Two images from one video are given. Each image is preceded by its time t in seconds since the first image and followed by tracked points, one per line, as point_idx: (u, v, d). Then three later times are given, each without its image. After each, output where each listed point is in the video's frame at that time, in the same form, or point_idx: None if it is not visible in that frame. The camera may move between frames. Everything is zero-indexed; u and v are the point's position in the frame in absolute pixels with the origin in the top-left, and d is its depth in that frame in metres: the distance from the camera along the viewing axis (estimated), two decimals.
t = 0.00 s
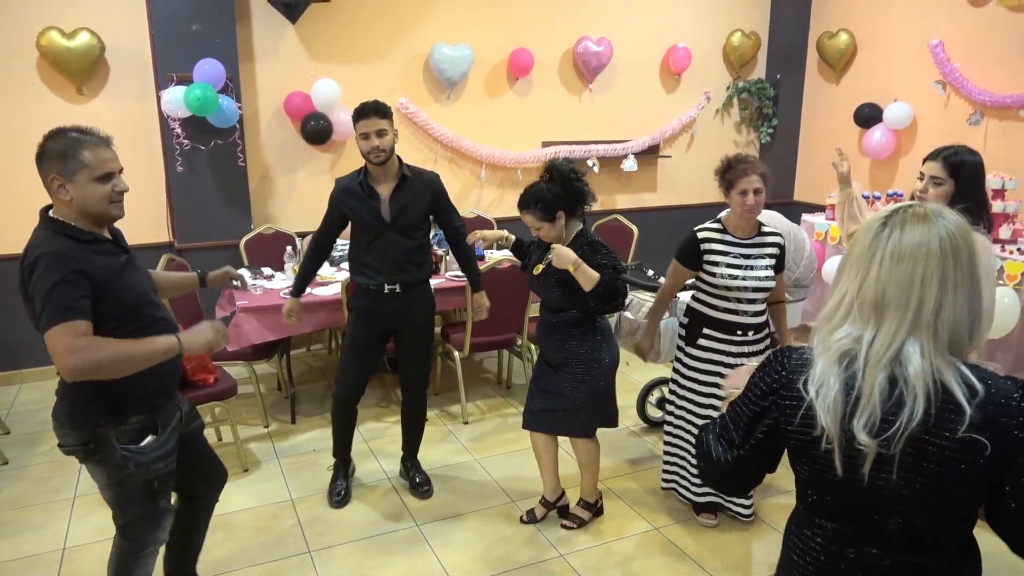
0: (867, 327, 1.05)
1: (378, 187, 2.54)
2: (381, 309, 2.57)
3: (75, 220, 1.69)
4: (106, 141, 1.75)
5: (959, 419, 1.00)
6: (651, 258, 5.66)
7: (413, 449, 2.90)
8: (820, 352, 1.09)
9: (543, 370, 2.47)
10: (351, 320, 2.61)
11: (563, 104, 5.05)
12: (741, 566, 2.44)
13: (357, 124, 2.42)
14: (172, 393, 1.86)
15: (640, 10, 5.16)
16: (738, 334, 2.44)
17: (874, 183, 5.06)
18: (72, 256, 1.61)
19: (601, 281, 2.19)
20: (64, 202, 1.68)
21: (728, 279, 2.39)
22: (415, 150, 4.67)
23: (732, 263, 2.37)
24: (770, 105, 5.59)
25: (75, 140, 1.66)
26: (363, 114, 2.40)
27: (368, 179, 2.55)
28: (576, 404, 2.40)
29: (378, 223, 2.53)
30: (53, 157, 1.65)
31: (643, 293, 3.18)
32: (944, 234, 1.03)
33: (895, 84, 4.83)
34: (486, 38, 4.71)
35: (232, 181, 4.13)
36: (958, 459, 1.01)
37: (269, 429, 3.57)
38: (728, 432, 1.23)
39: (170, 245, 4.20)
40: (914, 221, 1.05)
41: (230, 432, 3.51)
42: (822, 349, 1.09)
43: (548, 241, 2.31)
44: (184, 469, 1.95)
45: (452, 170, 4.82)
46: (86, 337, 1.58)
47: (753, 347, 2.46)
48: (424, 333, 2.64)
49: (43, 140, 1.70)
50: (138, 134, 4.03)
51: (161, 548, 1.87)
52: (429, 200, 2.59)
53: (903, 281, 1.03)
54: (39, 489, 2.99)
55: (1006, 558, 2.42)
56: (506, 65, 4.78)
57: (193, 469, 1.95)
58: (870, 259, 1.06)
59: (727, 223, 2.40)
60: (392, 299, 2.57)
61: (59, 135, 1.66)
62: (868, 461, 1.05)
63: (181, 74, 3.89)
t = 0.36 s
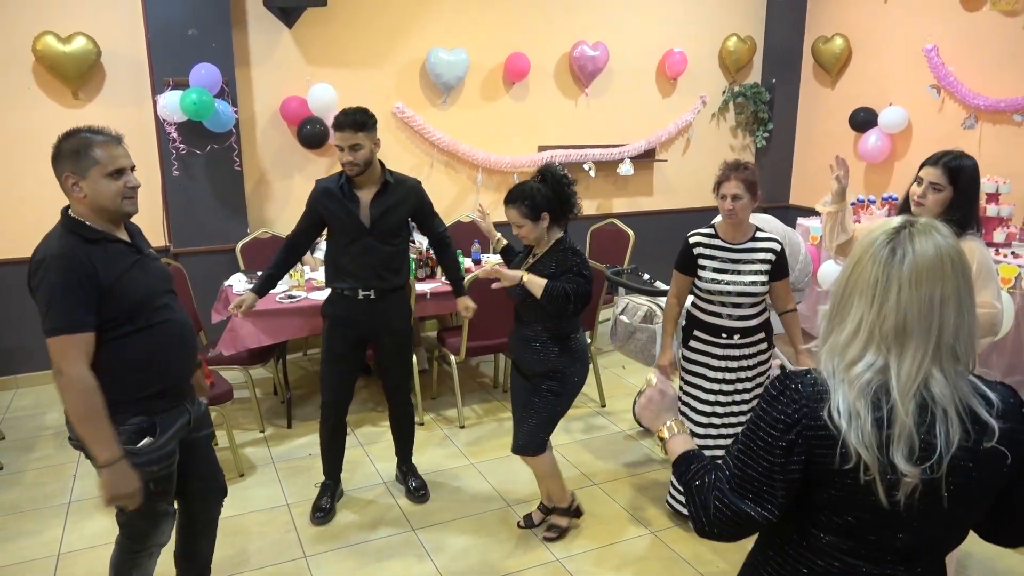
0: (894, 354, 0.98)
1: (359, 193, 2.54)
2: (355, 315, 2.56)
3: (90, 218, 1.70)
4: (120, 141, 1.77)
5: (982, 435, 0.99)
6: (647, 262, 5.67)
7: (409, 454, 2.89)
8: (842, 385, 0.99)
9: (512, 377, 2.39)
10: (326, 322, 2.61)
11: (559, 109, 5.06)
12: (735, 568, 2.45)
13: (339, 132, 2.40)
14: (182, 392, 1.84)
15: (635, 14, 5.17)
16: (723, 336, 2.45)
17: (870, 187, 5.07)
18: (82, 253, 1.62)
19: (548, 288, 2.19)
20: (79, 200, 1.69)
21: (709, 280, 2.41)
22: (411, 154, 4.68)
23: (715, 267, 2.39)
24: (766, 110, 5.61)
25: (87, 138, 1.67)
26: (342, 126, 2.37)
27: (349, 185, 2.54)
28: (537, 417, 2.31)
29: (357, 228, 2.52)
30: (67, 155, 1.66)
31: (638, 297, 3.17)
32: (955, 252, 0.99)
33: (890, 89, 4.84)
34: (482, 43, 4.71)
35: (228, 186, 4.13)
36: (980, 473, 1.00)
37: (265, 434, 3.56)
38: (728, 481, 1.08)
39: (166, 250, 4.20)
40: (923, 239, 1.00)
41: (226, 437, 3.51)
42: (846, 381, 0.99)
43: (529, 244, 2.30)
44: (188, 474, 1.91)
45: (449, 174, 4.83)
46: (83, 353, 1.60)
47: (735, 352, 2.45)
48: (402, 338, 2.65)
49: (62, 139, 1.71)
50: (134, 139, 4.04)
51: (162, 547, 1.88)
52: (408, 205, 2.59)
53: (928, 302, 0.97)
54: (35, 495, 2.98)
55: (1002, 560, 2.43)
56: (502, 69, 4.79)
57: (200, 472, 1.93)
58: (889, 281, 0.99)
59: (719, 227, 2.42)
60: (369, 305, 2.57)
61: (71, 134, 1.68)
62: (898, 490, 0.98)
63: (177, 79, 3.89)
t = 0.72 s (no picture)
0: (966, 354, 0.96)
1: (335, 205, 2.50)
2: (331, 323, 2.55)
3: (90, 221, 1.68)
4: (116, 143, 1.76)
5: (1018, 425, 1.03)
6: (645, 264, 5.66)
7: (407, 458, 2.88)
8: (915, 391, 0.96)
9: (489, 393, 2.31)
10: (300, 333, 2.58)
11: (556, 111, 5.05)
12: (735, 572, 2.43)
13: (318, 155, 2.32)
14: (173, 396, 1.82)
15: (632, 17, 5.17)
16: (700, 333, 2.47)
17: (867, 188, 5.07)
18: (71, 258, 1.61)
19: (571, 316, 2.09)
20: (79, 203, 1.67)
21: (693, 277, 2.45)
22: (408, 158, 4.67)
23: (699, 262, 2.42)
24: (763, 112, 5.61)
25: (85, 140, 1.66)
26: (328, 158, 2.31)
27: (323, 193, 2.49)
28: (515, 432, 2.21)
29: (333, 238, 2.50)
30: (65, 157, 1.65)
31: (637, 300, 3.17)
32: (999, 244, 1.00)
33: (887, 90, 4.84)
34: (478, 46, 4.71)
35: (225, 190, 4.12)
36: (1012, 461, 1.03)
37: (263, 439, 3.55)
38: (766, 473, 1.05)
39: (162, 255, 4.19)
40: (977, 231, 0.99)
41: (224, 442, 3.49)
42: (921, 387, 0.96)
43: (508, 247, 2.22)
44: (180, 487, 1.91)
45: (445, 177, 4.82)
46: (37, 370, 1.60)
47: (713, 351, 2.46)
48: (376, 343, 2.63)
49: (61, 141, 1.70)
50: (130, 144, 4.02)
51: (157, 556, 1.83)
52: (376, 217, 2.57)
53: (989, 295, 0.97)
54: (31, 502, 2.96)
55: (1003, 562, 2.42)
56: (499, 72, 4.78)
57: (191, 477, 1.91)
58: (960, 279, 0.96)
59: (713, 229, 2.43)
60: (345, 314, 2.55)
61: (66, 137, 1.67)
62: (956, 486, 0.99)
63: (173, 83, 3.88)
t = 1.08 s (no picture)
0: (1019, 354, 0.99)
1: (325, 211, 2.50)
2: (318, 329, 2.54)
3: (75, 229, 1.70)
4: (98, 151, 1.77)
5: None
6: (642, 266, 5.65)
7: (404, 462, 2.86)
8: (991, 399, 0.96)
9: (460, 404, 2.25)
10: (286, 341, 2.57)
11: (553, 113, 5.05)
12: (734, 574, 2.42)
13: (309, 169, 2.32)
14: (153, 403, 1.80)
15: (628, 18, 5.17)
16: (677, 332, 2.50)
17: (864, 188, 5.07)
18: (47, 264, 1.62)
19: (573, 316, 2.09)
20: (63, 212, 1.68)
21: (676, 278, 2.45)
22: (405, 160, 4.67)
23: (682, 264, 2.42)
24: (759, 112, 5.63)
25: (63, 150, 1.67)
26: (323, 176, 2.30)
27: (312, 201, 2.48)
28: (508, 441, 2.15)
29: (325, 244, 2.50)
30: (45, 167, 1.67)
31: (633, 301, 3.17)
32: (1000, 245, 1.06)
33: (883, 90, 4.85)
34: (475, 49, 4.71)
35: (221, 194, 4.12)
36: None
37: (260, 443, 3.54)
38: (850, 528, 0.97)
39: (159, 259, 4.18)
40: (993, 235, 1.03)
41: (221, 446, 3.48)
42: (998, 394, 0.96)
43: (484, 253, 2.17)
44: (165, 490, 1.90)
45: (443, 180, 4.81)
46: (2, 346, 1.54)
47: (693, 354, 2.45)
48: (364, 352, 2.62)
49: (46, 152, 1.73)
50: (126, 148, 4.01)
51: (147, 564, 1.83)
52: (367, 227, 2.56)
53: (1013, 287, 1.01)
54: (28, 508, 2.95)
55: (1004, 562, 2.41)
56: (495, 75, 4.78)
57: (177, 483, 1.89)
58: (999, 282, 0.99)
59: (700, 230, 2.43)
60: (332, 321, 2.55)
61: (48, 147, 1.68)
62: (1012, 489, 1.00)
63: (169, 87, 3.88)
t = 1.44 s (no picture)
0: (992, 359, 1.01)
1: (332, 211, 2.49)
2: (334, 330, 2.53)
3: (87, 225, 1.77)
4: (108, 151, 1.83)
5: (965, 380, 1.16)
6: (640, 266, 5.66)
7: (403, 465, 2.87)
8: (975, 403, 0.98)
9: (434, 409, 2.21)
10: (306, 343, 2.58)
11: (549, 115, 5.05)
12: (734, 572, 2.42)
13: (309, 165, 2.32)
14: (171, 392, 1.86)
15: (623, 18, 5.17)
16: (674, 333, 2.49)
17: (861, 185, 5.08)
18: (60, 257, 1.70)
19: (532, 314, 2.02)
20: (74, 207, 1.75)
21: (670, 279, 2.45)
22: (401, 163, 4.67)
23: (677, 264, 2.42)
24: (756, 111, 5.65)
25: (75, 150, 1.74)
26: (321, 165, 2.30)
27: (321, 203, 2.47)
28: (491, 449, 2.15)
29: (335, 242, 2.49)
30: (56, 165, 1.74)
31: (631, 301, 3.18)
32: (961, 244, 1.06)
33: (878, 88, 4.86)
34: (471, 51, 4.71)
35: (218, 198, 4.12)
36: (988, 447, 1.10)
37: (259, 447, 3.54)
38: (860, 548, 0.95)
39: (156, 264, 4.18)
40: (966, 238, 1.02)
41: (220, 451, 3.48)
42: (979, 402, 0.98)
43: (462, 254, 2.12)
44: (183, 486, 1.96)
45: (440, 182, 4.82)
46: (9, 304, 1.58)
47: (686, 355, 2.45)
48: (383, 356, 2.63)
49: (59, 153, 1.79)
50: (123, 153, 4.02)
51: (151, 556, 1.86)
52: (381, 210, 2.58)
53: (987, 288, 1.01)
54: (27, 514, 2.95)
55: (1004, 559, 2.41)
56: (491, 77, 4.78)
57: (189, 476, 1.95)
58: (979, 285, 0.99)
59: (692, 230, 2.43)
60: (353, 323, 2.54)
61: (60, 148, 1.75)
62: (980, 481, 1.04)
63: (165, 92, 3.88)
